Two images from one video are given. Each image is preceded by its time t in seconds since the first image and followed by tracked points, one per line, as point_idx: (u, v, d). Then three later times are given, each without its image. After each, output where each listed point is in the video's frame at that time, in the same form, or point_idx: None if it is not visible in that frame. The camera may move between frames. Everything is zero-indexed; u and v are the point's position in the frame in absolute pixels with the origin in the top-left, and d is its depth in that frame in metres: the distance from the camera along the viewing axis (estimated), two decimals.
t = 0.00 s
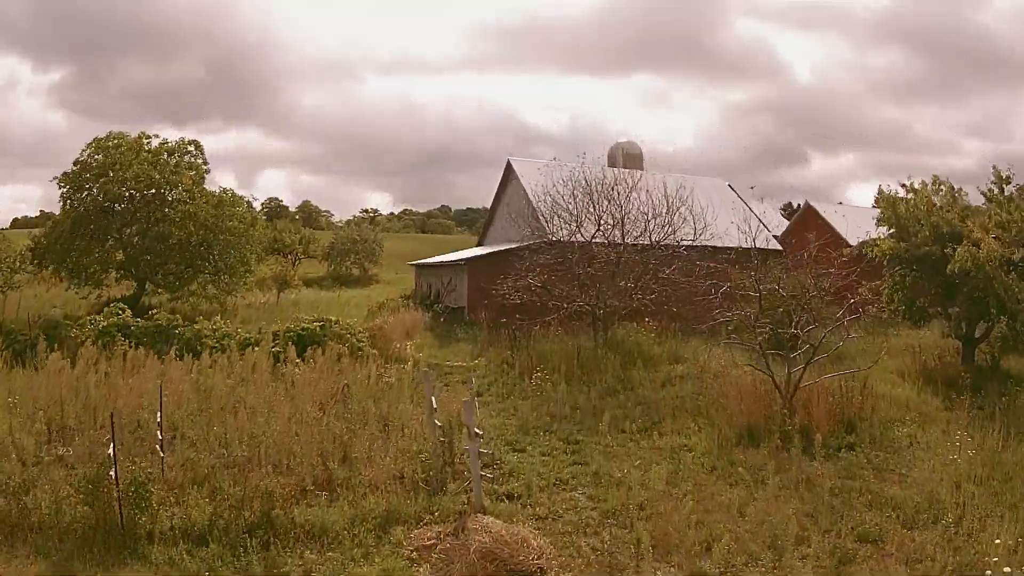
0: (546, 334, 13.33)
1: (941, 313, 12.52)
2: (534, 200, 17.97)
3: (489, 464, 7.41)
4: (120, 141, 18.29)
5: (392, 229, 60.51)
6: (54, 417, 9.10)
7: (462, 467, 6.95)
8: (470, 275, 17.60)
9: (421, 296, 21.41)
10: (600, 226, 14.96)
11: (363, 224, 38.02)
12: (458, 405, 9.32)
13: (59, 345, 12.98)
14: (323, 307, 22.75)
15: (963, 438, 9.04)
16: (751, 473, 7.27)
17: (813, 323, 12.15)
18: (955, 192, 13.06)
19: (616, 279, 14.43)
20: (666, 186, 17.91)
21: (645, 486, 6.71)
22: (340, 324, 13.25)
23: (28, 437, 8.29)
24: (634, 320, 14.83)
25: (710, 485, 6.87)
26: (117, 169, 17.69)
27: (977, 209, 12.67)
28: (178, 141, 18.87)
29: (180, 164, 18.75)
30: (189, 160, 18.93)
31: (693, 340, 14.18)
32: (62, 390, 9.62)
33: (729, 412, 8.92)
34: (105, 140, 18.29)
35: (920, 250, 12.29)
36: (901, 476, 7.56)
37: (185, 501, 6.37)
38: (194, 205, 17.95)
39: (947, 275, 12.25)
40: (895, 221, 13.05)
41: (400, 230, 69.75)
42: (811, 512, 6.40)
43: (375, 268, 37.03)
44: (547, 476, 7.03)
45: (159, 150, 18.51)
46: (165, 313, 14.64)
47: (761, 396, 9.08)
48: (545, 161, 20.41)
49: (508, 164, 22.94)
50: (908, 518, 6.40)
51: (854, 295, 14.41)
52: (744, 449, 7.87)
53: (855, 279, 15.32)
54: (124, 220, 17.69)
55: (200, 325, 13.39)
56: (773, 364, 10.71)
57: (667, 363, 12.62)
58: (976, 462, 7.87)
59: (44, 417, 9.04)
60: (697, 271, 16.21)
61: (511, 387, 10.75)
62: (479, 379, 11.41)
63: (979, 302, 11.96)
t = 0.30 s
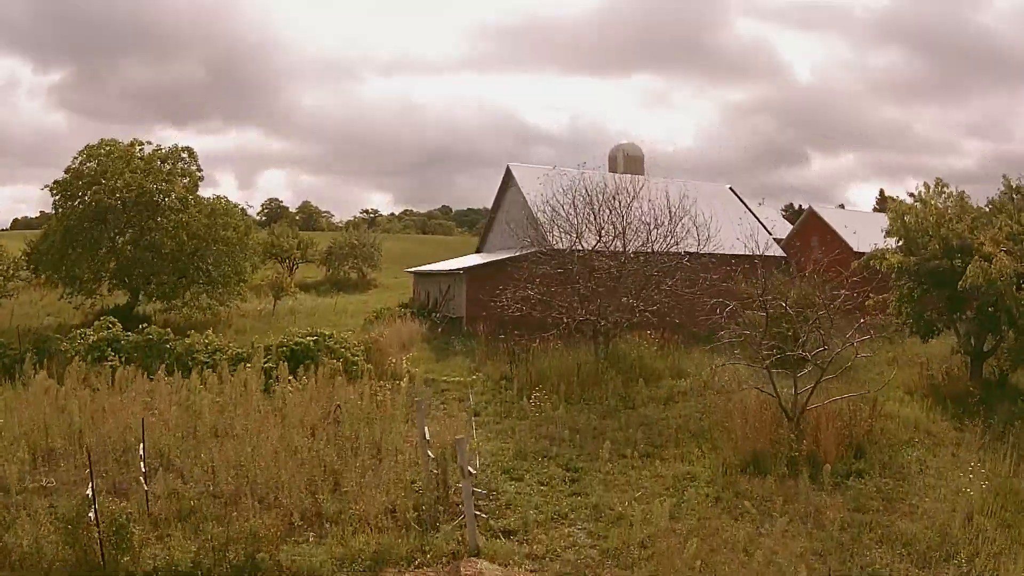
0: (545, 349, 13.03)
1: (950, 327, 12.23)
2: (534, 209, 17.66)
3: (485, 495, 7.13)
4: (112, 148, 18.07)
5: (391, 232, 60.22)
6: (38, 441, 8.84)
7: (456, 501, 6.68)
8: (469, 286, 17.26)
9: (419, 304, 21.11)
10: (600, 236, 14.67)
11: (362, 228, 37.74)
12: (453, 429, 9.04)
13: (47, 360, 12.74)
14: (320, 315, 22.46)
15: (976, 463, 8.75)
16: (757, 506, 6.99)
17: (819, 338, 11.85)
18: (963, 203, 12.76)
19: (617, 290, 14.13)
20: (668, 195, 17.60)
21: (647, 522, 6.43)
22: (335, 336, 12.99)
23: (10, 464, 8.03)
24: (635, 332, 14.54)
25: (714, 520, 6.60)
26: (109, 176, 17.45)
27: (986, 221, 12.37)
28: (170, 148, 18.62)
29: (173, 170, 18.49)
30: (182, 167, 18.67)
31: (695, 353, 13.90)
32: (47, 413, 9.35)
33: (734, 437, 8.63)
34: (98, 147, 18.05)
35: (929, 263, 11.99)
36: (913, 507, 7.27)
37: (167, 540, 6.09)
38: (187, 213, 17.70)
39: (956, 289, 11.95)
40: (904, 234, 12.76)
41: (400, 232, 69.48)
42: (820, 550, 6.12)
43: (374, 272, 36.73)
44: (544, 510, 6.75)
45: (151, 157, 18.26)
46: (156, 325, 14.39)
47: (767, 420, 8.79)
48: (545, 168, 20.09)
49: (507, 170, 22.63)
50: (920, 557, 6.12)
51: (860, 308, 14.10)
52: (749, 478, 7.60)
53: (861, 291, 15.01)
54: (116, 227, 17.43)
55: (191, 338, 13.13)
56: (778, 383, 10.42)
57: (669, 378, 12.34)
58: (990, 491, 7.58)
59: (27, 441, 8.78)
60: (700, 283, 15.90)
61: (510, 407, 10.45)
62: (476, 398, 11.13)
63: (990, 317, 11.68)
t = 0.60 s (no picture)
0: (545, 364, 12.75)
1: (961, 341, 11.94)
2: (535, 218, 17.38)
3: (480, 527, 6.85)
4: (105, 156, 17.82)
5: (391, 233, 59.97)
6: (21, 467, 8.59)
7: (450, 536, 6.43)
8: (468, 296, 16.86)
9: (417, 312, 20.82)
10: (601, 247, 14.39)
11: (361, 231, 37.45)
12: (450, 452, 8.77)
13: (36, 375, 12.48)
14: (317, 322, 22.19)
15: (988, 489, 8.48)
16: (764, 539, 6.72)
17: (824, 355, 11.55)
18: (973, 215, 12.48)
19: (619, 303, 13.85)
20: (671, 204, 17.29)
21: (648, 560, 6.15)
22: (329, 350, 12.72)
23: None
24: (637, 345, 14.25)
25: (718, 556, 6.33)
26: (101, 184, 17.19)
27: (996, 234, 12.07)
28: (164, 154, 18.36)
29: (166, 178, 18.22)
30: (175, 174, 18.44)
31: (699, 367, 13.61)
32: (32, 436, 9.06)
33: (738, 463, 8.34)
34: (90, 155, 17.79)
35: (939, 276, 11.71)
36: (923, 539, 7.00)
37: None
38: (181, 221, 17.44)
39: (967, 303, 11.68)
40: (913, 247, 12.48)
41: (401, 233, 69.21)
42: None
43: (373, 276, 36.42)
44: (541, 545, 6.47)
45: (145, 165, 18.01)
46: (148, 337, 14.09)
47: (774, 444, 8.51)
48: (544, 176, 19.80)
49: (507, 176, 22.34)
50: None
51: (867, 321, 13.81)
52: (755, 510, 7.30)
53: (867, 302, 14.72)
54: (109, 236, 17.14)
55: (183, 353, 12.86)
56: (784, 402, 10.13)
57: (672, 394, 12.06)
58: (1004, 521, 7.30)
59: (10, 467, 8.53)
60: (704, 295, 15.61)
61: (508, 428, 10.17)
62: (475, 416, 10.86)
63: (1002, 331, 11.39)
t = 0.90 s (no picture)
0: (544, 379, 12.51)
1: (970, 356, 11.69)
2: (535, 228, 17.12)
3: (475, 564, 6.59)
4: (96, 163, 17.53)
5: (391, 235, 59.67)
6: (4, 493, 8.36)
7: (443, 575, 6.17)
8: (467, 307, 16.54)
9: (415, 320, 20.56)
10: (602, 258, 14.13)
11: (360, 234, 37.17)
12: (446, 477, 8.50)
13: (23, 391, 12.22)
14: (314, 330, 21.93)
15: (1000, 517, 8.22)
16: None
17: (831, 372, 11.28)
18: (983, 228, 12.20)
19: (620, 316, 13.59)
20: (674, 215, 17.00)
21: None
22: (323, 365, 12.45)
23: None
24: (639, 359, 13.99)
25: None
26: (92, 192, 16.90)
27: (1007, 248, 11.80)
28: (157, 161, 18.07)
29: (160, 185, 17.92)
30: (168, 181, 18.14)
31: (702, 380, 13.35)
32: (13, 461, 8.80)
33: (743, 489, 8.07)
34: (82, 162, 17.50)
35: (949, 291, 11.44)
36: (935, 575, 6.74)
37: None
38: (173, 231, 17.16)
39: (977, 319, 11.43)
40: (923, 260, 12.20)
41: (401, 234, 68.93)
42: None
43: (372, 280, 36.13)
44: None
45: (138, 172, 17.71)
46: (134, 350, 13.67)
47: (780, 470, 8.24)
48: (545, 184, 19.54)
49: (507, 181, 22.07)
50: None
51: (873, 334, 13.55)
52: (760, 544, 7.03)
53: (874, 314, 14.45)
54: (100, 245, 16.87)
55: (174, 367, 12.59)
56: (790, 423, 9.86)
57: (674, 411, 11.80)
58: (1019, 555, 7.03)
59: None
60: (707, 308, 15.33)
61: (506, 449, 9.91)
62: (472, 435, 10.61)
63: (1014, 348, 11.13)
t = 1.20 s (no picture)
0: (543, 396, 12.25)
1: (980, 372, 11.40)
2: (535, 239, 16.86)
3: None
4: (88, 171, 17.30)
5: (391, 237, 59.35)
6: None
7: None
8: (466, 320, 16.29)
9: (413, 329, 20.27)
10: (603, 271, 13.88)
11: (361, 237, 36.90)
12: (440, 505, 8.25)
13: (13, 408, 12.00)
14: (312, 338, 21.67)
15: (1014, 547, 7.95)
16: None
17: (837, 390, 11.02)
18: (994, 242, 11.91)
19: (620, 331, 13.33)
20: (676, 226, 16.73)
21: None
22: (317, 381, 12.21)
23: None
24: (640, 374, 13.73)
25: None
26: (84, 202, 16.67)
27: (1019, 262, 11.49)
28: (150, 169, 17.84)
29: (152, 194, 17.68)
30: (161, 190, 17.90)
31: (706, 395, 13.08)
32: None
33: (748, 519, 7.80)
34: (74, 171, 17.28)
35: (960, 307, 11.16)
36: None
37: None
38: (166, 241, 16.91)
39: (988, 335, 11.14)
40: (933, 275, 11.90)
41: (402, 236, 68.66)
42: None
43: (371, 285, 35.82)
44: None
45: (130, 181, 17.47)
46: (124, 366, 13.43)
47: (785, 499, 7.98)
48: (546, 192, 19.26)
49: (507, 188, 21.77)
50: None
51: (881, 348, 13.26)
52: None
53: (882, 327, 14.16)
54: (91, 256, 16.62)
55: (165, 383, 12.35)
56: (796, 445, 9.59)
57: (677, 429, 11.54)
58: None
59: None
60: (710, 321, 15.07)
61: (503, 471, 9.64)
62: (469, 456, 10.34)
63: None
